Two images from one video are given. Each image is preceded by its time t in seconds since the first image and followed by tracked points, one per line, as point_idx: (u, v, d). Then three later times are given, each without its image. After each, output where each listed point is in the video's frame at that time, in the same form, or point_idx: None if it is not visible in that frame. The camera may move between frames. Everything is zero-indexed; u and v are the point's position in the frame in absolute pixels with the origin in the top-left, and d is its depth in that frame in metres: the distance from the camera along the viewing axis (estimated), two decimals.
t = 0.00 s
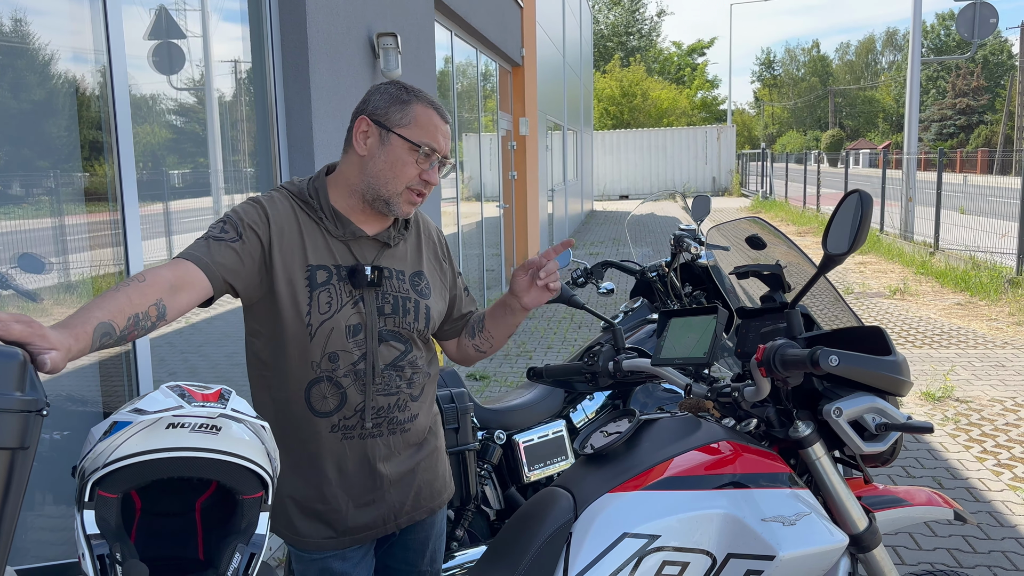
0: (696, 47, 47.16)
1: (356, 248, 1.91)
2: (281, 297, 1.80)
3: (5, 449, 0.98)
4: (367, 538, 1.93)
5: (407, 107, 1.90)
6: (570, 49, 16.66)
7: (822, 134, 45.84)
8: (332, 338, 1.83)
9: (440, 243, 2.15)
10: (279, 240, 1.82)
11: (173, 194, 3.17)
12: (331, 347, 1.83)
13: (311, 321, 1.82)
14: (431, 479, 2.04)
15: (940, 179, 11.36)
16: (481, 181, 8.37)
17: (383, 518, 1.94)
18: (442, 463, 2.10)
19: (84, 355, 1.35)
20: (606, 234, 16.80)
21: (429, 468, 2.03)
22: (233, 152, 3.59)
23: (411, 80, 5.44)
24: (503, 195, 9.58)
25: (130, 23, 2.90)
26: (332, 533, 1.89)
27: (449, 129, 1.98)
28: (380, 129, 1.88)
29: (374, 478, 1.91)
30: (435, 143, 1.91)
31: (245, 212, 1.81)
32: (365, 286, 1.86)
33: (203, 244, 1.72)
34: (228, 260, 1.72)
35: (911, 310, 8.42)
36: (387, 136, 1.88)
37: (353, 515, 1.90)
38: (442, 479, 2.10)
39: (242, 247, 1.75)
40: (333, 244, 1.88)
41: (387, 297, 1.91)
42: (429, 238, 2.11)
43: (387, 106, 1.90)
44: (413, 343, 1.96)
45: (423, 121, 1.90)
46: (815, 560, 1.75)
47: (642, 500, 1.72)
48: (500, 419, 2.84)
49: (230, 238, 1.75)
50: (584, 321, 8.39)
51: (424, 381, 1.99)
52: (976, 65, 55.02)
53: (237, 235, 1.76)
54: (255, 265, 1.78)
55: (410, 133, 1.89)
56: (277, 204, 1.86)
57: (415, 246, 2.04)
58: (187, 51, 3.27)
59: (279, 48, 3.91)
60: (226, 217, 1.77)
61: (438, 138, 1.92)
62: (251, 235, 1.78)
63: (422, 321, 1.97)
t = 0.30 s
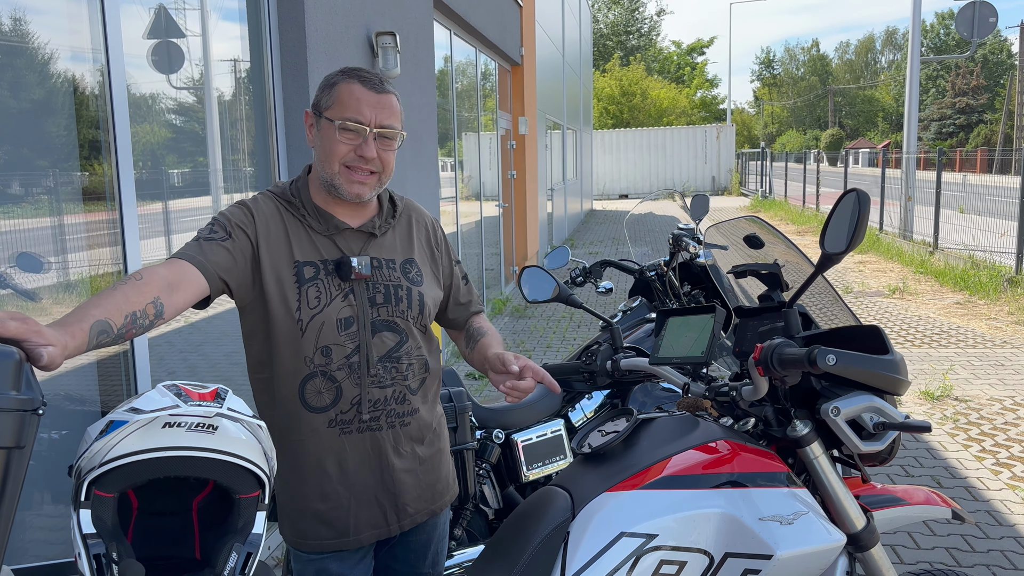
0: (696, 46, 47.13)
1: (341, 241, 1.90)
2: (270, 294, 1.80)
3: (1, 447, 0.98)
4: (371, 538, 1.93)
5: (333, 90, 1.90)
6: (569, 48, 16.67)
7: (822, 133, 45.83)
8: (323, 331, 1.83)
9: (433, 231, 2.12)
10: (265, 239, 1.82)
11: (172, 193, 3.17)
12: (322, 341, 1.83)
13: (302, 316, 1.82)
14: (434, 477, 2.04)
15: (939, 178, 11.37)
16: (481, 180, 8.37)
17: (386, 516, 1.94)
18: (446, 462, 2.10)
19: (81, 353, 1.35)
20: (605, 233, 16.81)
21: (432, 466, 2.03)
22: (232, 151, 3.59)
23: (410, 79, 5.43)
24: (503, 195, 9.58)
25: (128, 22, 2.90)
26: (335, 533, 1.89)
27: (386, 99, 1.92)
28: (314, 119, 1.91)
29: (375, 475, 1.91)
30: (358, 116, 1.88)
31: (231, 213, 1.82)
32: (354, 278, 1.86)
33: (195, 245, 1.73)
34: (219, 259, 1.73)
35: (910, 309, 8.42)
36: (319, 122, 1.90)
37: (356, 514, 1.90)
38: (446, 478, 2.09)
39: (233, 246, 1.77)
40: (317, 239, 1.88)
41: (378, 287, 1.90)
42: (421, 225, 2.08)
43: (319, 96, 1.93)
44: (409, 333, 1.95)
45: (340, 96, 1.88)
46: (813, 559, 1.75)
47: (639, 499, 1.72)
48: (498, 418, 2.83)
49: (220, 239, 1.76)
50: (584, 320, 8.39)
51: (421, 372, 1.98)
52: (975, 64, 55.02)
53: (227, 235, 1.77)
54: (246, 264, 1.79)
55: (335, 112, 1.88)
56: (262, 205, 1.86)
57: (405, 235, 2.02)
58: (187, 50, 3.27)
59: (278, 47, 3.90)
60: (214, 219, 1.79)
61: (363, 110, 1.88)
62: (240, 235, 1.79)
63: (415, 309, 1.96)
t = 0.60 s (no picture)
0: (696, 46, 47.12)
1: (331, 245, 1.89)
2: (260, 297, 1.82)
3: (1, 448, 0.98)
4: (362, 542, 1.93)
5: (281, 98, 1.89)
6: (569, 48, 16.67)
7: (822, 133, 45.86)
8: (311, 336, 1.83)
9: (431, 233, 2.09)
10: (257, 242, 1.83)
11: (172, 193, 3.17)
12: (310, 346, 1.83)
13: (289, 320, 1.82)
14: (429, 483, 2.03)
15: (940, 178, 11.37)
16: (481, 180, 8.37)
17: (377, 520, 1.94)
18: (444, 469, 2.09)
19: (81, 354, 1.35)
20: (605, 233, 16.81)
21: (427, 472, 2.02)
22: (232, 151, 3.59)
23: (410, 79, 5.43)
24: (503, 194, 9.57)
25: (128, 21, 2.90)
26: (325, 535, 1.89)
27: (328, 91, 1.86)
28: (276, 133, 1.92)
29: (365, 479, 1.91)
30: (300, 118, 1.85)
31: (229, 213, 1.83)
32: (342, 283, 1.85)
33: (194, 245, 1.74)
34: (219, 259, 1.74)
35: (910, 309, 8.42)
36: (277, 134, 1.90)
37: (345, 517, 1.91)
38: (443, 485, 2.08)
39: (231, 246, 1.77)
40: (307, 243, 1.87)
41: (368, 293, 1.89)
42: (418, 228, 2.05)
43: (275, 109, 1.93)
44: (400, 339, 1.93)
45: (283, 102, 1.86)
46: (813, 559, 1.75)
47: (639, 499, 1.72)
48: (498, 418, 2.83)
49: (219, 239, 1.77)
50: (584, 320, 8.39)
51: (414, 379, 1.96)
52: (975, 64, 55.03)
53: (225, 235, 1.78)
54: (243, 265, 1.80)
55: (282, 121, 1.87)
56: (258, 206, 1.87)
57: (401, 237, 2.00)
58: (187, 50, 3.27)
59: (278, 47, 3.90)
60: (212, 219, 1.80)
61: (301, 111, 1.84)
62: (238, 236, 1.80)
63: (407, 315, 1.93)
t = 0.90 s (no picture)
0: (697, 47, 47.12)
1: (327, 245, 1.89)
2: (257, 297, 1.82)
3: (6, 448, 0.98)
4: (360, 542, 1.93)
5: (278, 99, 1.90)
6: (570, 48, 16.68)
7: (823, 134, 45.90)
8: (307, 336, 1.83)
9: (429, 232, 2.08)
10: (254, 242, 1.83)
11: (174, 193, 3.17)
12: (307, 345, 1.83)
13: (286, 320, 1.82)
14: (428, 484, 2.03)
15: (942, 179, 11.36)
16: (482, 181, 8.36)
17: (375, 521, 1.94)
18: (445, 471, 2.08)
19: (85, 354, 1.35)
20: (605, 234, 16.80)
21: (426, 474, 2.01)
22: (234, 151, 3.59)
23: (411, 80, 5.43)
24: (504, 195, 9.58)
25: (130, 22, 2.90)
26: (323, 535, 1.89)
27: (322, 92, 1.87)
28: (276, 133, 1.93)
29: (363, 479, 1.91)
30: (293, 117, 1.85)
31: (227, 214, 1.84)
32: (339, 283, 1.85)
33: (193, 245, 1.75)
34: (218, 259, 1.75)
35: (912, 310, 8.42)
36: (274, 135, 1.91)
37: (343, 517, 1.91)
38: (443, 487, 2.08)
39: (230, 247, 1.78)
40: (304, 243, 1.87)
41: (365, 292, 1.89)
42: (416, 228, 2.05)
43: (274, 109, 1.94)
44: (398, 338, 1.93)
45: (278, 103, 1.87)
46: (816, 559, 1.75)
47: (643, 500, 1.72)
48: (501, 418, 2.84)
49: (217, 239, 1.78)
50: (584, 320, 8.40)
51: (412, 379, 1.96)
52: (976, 65, 55.02)
53: (223, 236, 1.79)
54: (242, 265, 1.81)
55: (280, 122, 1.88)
56: (255, 206, 1.88)
57: (398, 236, 2.00)
58: (188, 51, 3.27)
59: (279, 47, 3.90)
60: (210, 220, 1.81)
61: (295, 111, 1.85)
62: (236, 236, 1.81)
63: (404, 314, 1.93)
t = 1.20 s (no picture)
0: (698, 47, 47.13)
1: (330, 244, 1.89)
2: (260, 298, 1.83)
3: (10, 448, 0.98)
4: (366, 543, 1.93)
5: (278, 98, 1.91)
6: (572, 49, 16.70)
7: (824, 135, 45.90)
8: (311, 334, 1.83)
9: (430, 230, 2.08)
10: (256, 243, 1.83)
11: (175, 193, 3.17)
12: (311, 344, 1.83)
13: (289, 320, 1.83)
14: (434, 484, 2.02)
15: (944, 180, 11.35)
16: (483, 181, 8.36)
17: (380, 521, 1.94)
18: (449, 471, 2.08)
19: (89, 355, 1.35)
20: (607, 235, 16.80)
21: (431, 473, 2.01)
22: (236, 152, 3.59)
23: (413, 82, 5.43)
24: (505, 195, 9.58)
25: (133, 23, 2.90)
26: (329, 537, 1.89)
27: (324, 92, 1.88)
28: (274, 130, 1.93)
29: (368, 479, 1.91)
30: (295, 117, 1.86)
31: (229, 216, 1.84)
32: (342, 281, 1.85)
33: (195, 247, 1.75)
34: (220, 260, 1.75)
35: (913, 312, 8.41)
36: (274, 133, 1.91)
37: (349, 518, 1.91)
38: (448, 486, 2.08)
39: (231, 248, 1.79)
40: (306, 243, 1.88)
41: (368, 290, 1.89)
42: (416, 225, 2.05)
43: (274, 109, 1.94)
44: (402, 336, 1.93)
45: (279, 103, 1.87)
46: (819, 561, 1.75)
47: (646, 501, 1.72)
48: (502, 419, 2.85)
49: (219, 241, 1.78)
50: (585, 321, 8.41)
51: (416, 377, 1.96)
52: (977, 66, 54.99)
53: (225, 237, 1.79)
54: (243, 266, 1.81)
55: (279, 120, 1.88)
56: (256, 208, 1.88)
57: (400, 234, 2.00)
58: (190, 52, 3.27)
59: (282, 48, 3.90)
60: (212, 222, 1.81)
61: (298, 110, 1.86)
62: (238, 237, 1.81)
63: (408, 311, 1.93)
